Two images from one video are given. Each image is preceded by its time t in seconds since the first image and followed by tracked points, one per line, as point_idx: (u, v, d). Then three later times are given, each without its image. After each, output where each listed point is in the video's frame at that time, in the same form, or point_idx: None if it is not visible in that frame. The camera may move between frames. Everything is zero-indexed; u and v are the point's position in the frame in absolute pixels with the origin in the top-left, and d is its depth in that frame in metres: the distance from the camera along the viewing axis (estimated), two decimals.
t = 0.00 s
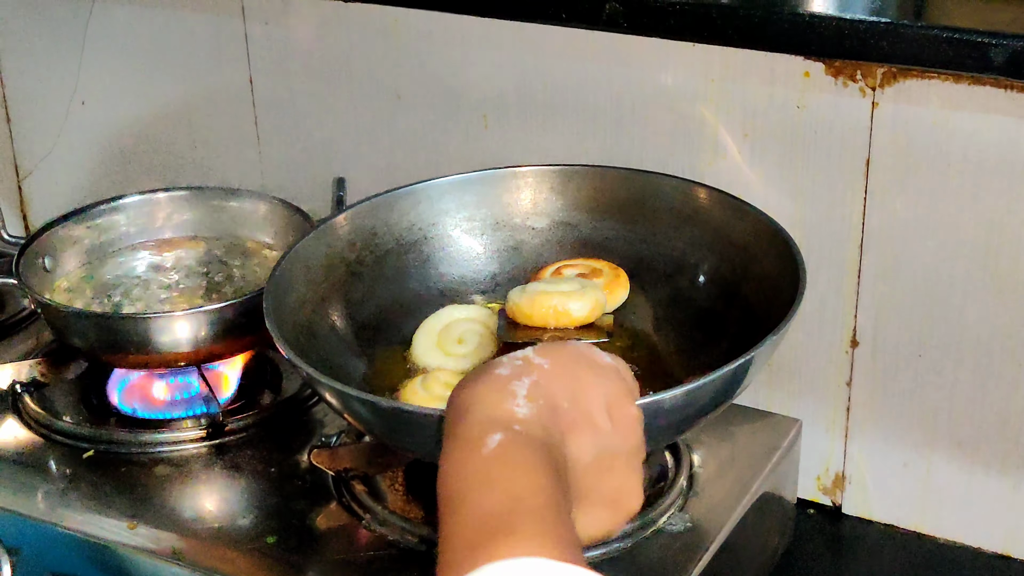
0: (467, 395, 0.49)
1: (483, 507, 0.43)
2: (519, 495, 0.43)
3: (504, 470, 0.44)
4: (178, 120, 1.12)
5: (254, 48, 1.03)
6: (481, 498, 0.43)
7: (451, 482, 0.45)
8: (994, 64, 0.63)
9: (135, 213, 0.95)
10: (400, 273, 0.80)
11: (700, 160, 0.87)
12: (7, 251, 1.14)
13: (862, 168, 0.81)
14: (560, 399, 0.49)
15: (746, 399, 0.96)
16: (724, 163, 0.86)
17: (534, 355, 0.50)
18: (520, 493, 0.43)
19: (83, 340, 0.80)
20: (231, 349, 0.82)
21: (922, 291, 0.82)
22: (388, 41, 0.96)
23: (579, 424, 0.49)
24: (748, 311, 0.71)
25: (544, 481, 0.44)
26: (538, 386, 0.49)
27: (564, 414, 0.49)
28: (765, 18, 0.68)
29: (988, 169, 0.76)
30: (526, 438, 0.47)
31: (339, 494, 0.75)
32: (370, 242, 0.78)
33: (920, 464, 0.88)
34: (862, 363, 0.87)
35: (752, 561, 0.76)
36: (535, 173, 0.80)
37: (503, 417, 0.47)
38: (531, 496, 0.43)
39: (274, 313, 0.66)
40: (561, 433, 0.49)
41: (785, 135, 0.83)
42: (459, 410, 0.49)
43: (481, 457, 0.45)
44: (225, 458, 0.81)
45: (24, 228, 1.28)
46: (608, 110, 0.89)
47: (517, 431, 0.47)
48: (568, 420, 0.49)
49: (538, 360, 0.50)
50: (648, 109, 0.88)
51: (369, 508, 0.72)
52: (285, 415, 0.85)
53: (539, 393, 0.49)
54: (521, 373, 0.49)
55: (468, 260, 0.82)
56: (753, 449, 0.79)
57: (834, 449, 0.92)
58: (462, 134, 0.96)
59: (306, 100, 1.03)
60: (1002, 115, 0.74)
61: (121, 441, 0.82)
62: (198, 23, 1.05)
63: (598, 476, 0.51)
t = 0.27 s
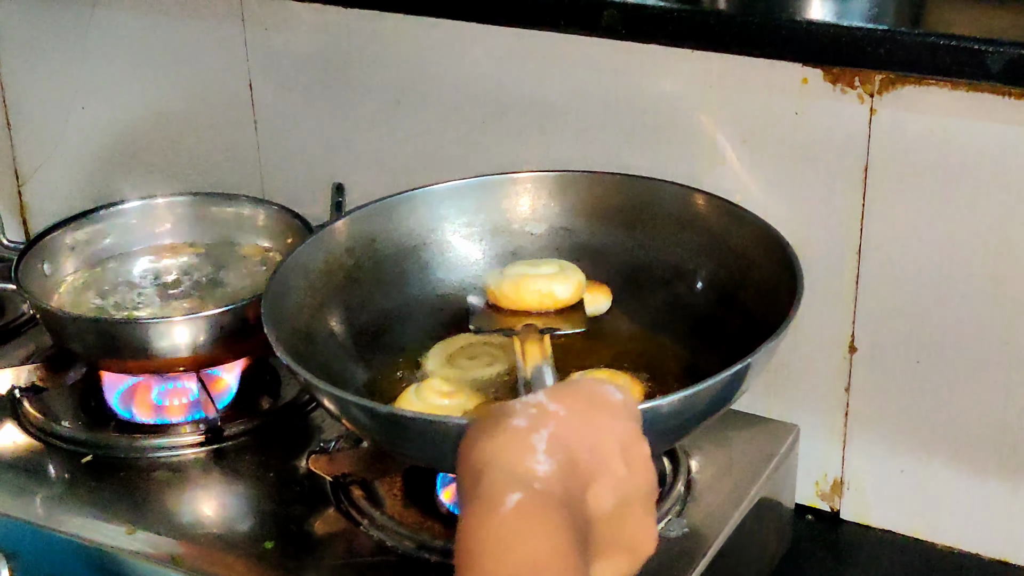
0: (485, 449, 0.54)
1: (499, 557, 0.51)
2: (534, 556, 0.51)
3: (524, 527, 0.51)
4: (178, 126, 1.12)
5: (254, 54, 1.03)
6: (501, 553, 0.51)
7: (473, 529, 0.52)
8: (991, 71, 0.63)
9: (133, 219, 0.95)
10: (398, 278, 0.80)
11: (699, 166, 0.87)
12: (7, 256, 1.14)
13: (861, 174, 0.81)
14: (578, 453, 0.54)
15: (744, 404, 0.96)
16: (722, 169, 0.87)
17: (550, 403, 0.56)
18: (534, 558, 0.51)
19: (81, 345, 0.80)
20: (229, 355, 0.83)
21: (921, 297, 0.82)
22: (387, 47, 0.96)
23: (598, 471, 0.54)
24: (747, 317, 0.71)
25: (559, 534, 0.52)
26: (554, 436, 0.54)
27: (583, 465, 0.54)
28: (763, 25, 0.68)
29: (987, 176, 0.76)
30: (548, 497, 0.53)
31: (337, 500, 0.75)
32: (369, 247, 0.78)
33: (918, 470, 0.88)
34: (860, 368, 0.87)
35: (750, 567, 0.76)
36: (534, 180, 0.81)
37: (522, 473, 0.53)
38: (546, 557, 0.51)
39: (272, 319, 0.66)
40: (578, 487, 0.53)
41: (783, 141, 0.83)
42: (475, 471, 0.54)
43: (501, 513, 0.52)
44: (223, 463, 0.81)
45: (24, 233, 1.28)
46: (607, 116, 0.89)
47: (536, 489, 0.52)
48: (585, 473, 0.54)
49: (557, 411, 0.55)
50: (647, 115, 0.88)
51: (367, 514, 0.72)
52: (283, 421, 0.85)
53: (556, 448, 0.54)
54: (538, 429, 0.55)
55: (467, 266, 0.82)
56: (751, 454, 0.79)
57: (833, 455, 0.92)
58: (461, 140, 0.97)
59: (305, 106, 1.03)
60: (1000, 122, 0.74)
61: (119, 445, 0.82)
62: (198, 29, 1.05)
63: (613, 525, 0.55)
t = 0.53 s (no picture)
0: (422, 431, 0.56)
1: (458, 518, 0.52)
2: (491, 509, 0.53)
3: (474, 488, 0.53)
4: (175, 129, 1.13)
5: (251, 58, 1.04)
6: (460, 513, 0.52)
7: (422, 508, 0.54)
8: (982, 77, 0.63)
9: (130, 221, 0.96)
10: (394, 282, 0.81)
11: (693, 171, 0.88)
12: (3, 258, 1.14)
13: (854, 180, 0.81)
14: (510, 414, 0.57)
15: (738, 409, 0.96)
16: (717, 175, 0.87)
17: (477, 376, 0.59)
18: (492, 512, 0.52)
19: (77, 347, 0.80)
20: (225, 357, 0.83)
21: (913, 302, 0.83)
22: (384, 52, 0.97)
23: (536, 431, 0.57)
24: (740, 322, 0.72)
25: (511, 489, 0.54)
26: (486, 406, 0.57)
27: (519, 425, 0.57)
28: (757, 31, 0.68)
29: (979, 182, 0.77)
30: (490, 461, 0.55)
31: (331, 502, 0.75)
32: (365, 251, 0.79)
33: (911, 475, 0.89)
34: (853, 373, 0.87)
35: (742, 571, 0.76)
36: (528, 184, 0.81)
37: (461, 446, 0.56)
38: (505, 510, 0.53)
39: (268, 321, 0.67)
40: (518, 444, 0.57)
41: (777, 147, 0.84)
42: (417, 452, 0.56)
43: (444, 489, 0.54)
44: (217, 465, 0.81)
45: (21, 236, 1.28)
46: (602, 121, 0.90)
47: (476, 458, 0.55)
48: (521, 429, 0.57)
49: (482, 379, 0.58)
50: (642, 121, 0.88)
51: (361, 516, 0.72)
52: (278, 423, 0.86)
53: (489, 414, 0.57)
54: (468, 400, 0.57)
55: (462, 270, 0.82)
56: (744, 458, 0.79)
57: (826, 459, 0.92)
58: (457, 144, 0.97)
59: (302, 110, 1.03)
60: (993, 128, 0.75)
61: (114, 447, 0.82)
62: (195, 33, 1.06)
63: (564, 472, 0.58)
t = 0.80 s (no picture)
0: (359, 398, 0.50)
1: (392, 466, 0.44)
2: (419, 437, 0.45)
3: (395, 424, 0.46)
4: (184, 130, 1.13)
5: (260, 60, 1.04)
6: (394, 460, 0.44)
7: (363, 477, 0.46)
8: (988, 82, 0.64)
9: (141, 222, 0.96)
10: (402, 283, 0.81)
11: (699, 175, 0.88)
12: (14, 258, 1.15)
13: (859, 185, 0.82)
14: (422, 335, 0.51)
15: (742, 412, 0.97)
16: (722, 178, 0.88)
17: (385, 317, 0.53)
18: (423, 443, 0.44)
19: (88, 346, 0.81)
20: (233, 357, 0.84)
21: (918, 306, 0.83)
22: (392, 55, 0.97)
23: (463, 332, 0.51)
24: (745, 324, 0.73)
25: (440, 402, 0.47)
26: (398, 340, 0.51)
27: (443, 335, 0.51)
28: (764, 36, 0.69)
29: (984, 187, 0.77)
30: (410, 390, 0.48)
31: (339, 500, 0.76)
32: (373, 252, 0.80)
33: (914, 478, 0.89)
34: (857, 377, 0.88)
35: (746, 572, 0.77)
36: (534, 186, 0.82)
37: (378, 394, 0.49)
38: (436, 432, 0.45)
39: (276, 319, 0.68)
40: (433, 357, 0.49)
41: (782, 151, 0.84)
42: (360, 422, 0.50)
43: (371, 448, 0.46)
44: (227, 463, 0.82)
45: (31, 235, 1.29)
46: (608, 125, 0.90)
47: (395, 397, 0.48)
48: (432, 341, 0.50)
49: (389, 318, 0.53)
50: (648, 125, 0.89)
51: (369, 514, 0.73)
52: (286, 422, 0.86)
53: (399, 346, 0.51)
54: (380, 344, 0.51)
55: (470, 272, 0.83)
56: (748, 460, 0.79)
57: (829, 462, 0.93)
58: (464, 147, 0.98)
59: (310, 112, 1.04)
60: (998, 134, 0.75)
61: (124, 445, 0.83)
62: (205, 35, 1.07)
63: (506, 361, 0.50)
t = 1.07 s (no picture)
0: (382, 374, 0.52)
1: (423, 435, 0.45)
2: (446, 405, 0.46)
3: (422, 395, 0.47)
4: (189, 131, 1.14)
5: (265, 60, 1.05)
6: (425, 431, 0.45)
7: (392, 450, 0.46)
8: (992, 80, 0.64)
9: (149, 223, 0.97)
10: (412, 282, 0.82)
11: (704, 172, 0.89)
12: (21, 259, 1.15)
13: (864, 181, 0.83)
14: (443, 303, 0.53)
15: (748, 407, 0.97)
16: (727, 175, 0.88)
17: (408, 291, 0.56)
18: (451, 412, 0.45)
19: (100, 347, 0.81)
20: (244, 357, 0.84)
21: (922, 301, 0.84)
22: (398, 55, 0.98)
23: (484, 293, 0.53)
24: (752, 320, 0.73)
25: (465, 368, 0.48)
26: (419, 310, 0.53)
27: (463, 299, 0.53)
28: (770, 34, 0.69)
29: (987, 183, 0.78)
30: (434, 356, 0.50)
31: (351, 498, 0.76)
32: (383, 252, 0.80)
33: (919, 471, 0.90)
34: (862, 371, 0.89)
35: (755, 565, 0.78)
36: (544, 185, 0.82)
37: (402, 367, 0.51)
38: (463, 400, 0.46)
39: (288, 320, 0.68)
40: (455, 326, 0.51)
41: (787, 148, 0.85)
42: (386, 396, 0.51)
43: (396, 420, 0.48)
44: (238, 463, 0.82)
45: (36, 237, 1.30)
46: (613, 123, 0.91)
47: (418, 370, 0.49)
48: (454, 311, 0.52)
49: (413, 292, 0.55)
50: (653, 122, 0.89)
51: (381, 512, 0.74)
52: (297, 421, 0.87)
53: (421, 320, 0.53)
54: (403, 318, 0.54)
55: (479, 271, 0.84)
56: (755, 454, 0.80)
57: (835, 455, 0.93)
58: (469, 146, 0.98)
59: (315, 112, 1.05)
60: (1001, 129, 0.76)
61: (136, 445, 0.83)
62: (209, 36, 1.07)
63: (528, 319, 0.53)
